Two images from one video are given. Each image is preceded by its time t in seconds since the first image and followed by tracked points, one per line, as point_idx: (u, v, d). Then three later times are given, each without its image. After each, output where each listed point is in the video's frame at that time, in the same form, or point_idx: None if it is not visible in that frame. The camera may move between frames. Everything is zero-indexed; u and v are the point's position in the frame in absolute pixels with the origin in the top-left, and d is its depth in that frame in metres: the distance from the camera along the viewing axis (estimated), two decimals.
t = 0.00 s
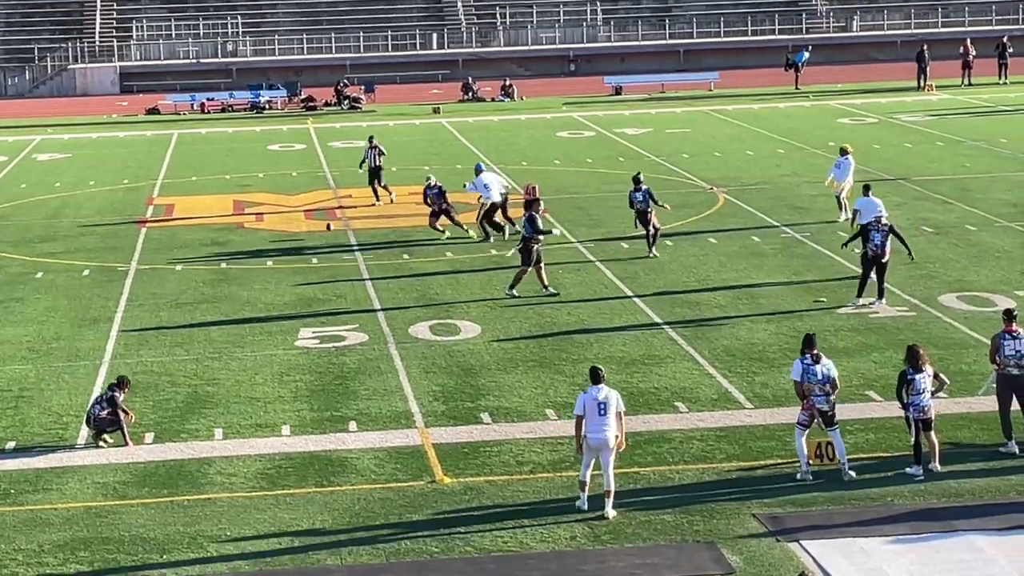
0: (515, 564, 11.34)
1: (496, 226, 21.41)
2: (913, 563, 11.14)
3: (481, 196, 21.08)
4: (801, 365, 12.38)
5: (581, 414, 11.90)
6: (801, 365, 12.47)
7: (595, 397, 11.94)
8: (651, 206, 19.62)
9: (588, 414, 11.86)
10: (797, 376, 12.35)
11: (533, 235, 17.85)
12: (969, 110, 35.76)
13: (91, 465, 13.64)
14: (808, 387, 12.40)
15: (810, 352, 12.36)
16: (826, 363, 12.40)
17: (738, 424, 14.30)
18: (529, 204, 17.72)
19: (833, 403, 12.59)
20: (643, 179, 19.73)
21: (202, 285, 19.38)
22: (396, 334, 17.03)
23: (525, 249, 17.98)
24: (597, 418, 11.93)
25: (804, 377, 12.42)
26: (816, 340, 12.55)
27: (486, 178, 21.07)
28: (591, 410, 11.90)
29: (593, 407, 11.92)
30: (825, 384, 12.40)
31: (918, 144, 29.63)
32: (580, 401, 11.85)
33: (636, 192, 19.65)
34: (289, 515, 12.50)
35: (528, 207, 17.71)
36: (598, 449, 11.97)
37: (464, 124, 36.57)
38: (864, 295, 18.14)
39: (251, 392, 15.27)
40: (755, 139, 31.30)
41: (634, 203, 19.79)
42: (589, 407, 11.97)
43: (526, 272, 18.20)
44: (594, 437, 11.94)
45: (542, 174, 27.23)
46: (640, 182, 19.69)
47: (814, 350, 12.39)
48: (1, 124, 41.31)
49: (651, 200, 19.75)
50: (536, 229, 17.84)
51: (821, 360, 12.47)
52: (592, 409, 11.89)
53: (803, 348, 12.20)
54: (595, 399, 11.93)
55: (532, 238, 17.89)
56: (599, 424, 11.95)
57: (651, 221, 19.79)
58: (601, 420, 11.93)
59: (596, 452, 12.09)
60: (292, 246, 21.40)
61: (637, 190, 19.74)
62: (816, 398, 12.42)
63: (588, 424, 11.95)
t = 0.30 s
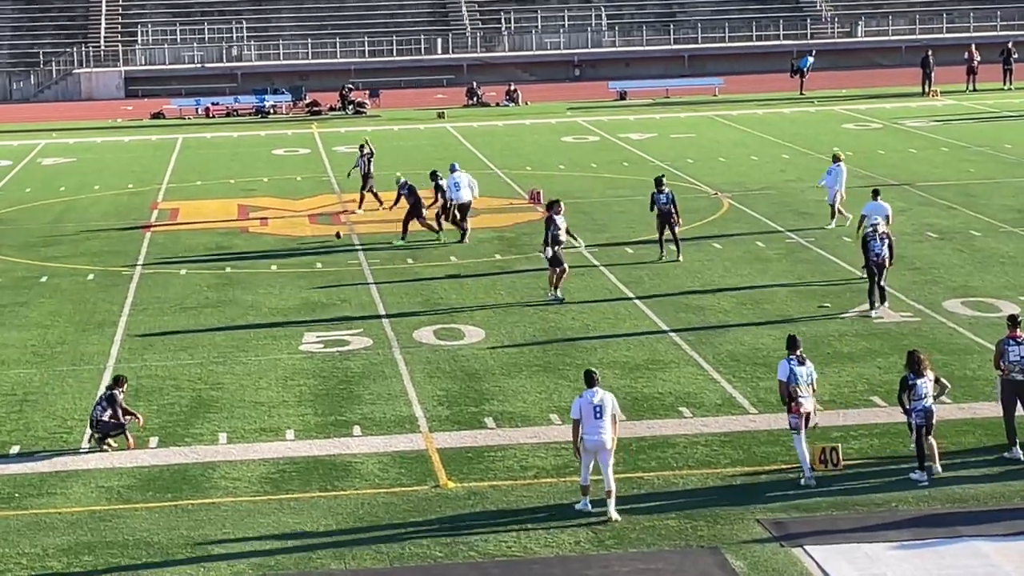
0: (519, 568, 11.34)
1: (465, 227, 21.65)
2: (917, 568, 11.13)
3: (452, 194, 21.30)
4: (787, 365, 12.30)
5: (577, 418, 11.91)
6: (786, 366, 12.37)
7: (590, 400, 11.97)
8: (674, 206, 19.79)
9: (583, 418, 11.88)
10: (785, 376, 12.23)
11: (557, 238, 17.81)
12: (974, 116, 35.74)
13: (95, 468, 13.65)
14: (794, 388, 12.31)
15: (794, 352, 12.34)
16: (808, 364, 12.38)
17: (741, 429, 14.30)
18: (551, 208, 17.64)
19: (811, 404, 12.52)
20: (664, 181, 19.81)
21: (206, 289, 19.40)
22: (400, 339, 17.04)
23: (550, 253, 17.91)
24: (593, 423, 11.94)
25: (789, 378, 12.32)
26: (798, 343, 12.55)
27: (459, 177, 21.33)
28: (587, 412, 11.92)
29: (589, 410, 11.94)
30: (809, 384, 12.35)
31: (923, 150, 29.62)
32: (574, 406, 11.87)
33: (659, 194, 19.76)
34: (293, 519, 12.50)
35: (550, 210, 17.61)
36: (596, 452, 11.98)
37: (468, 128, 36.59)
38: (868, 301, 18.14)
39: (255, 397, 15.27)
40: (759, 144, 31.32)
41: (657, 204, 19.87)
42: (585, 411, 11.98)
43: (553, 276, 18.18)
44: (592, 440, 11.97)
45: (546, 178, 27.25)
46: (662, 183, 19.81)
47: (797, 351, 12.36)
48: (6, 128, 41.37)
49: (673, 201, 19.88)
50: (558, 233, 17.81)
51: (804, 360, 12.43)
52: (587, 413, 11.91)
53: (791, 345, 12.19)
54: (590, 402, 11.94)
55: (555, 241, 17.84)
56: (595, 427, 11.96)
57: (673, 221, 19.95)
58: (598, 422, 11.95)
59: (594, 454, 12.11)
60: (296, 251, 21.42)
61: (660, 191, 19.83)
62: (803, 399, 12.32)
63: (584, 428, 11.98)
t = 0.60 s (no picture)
0: (529, 574, 11.33)
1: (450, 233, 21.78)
2: None
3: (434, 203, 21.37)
4: (775, 374, 12.37)
5: (578, 420, 12.06)
6: (774, 374, 12.44)
7: (591, 402, 12.12)
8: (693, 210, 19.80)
9: (584, 420, 12.03)
10: (772, 386, 12.32)
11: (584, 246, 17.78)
12: (985, 123, 35.69)
13: (105, 474, 13.66)
14: (782, 396, 12.43)
15: (784, 361, 12.41)
16: (796, 373, 12.48)
17: (751, 437, 14.28)
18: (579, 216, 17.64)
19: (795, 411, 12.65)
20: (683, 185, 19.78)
21: (217, 295, 19.41)
22: (410, 345, 17.05)
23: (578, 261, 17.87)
24: (593, 424, 12.09)
25: (777, 387, 12.41)
26: (786, 349, 12.60)
27: (440, 182, 21.27)
28: (588, 414, 12.07)
29: (590, 413, 12.09)
30: (795, 393, 12.47)
31: (934, 157, 29.58)
32: (576, 407, 12.01)
33: (676, 198, 19.76)
34: (302, 525, 12.51)
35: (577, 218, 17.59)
36: (595, 453, 12.14)
37: (478, 134, 36.60)
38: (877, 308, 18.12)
39: (265, 403, 15.28)
40: (769, 151, 31.30)
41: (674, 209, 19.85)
42: (585, 412, 12.13)
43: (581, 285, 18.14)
44: (591, 441, 12.12)
45: (556, 185, 27.25)
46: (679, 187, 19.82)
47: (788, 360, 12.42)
48: (17, 134, 41.45)
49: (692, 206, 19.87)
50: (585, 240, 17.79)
51: (792, 369, 12.51)
52: (588, 415, 12.06)
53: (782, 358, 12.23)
54: (591, 404, 12.10)
55: (582, 250, 17.85)
56: (595, 428, 12.12)
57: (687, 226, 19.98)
58: (598, 424, 12.10)
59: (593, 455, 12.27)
60: (306, 256, 21.43)
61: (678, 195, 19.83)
62: (789, 408, 12.45)
63: (584, 430, 12.13)
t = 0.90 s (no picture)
0: None
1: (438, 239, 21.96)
2: None
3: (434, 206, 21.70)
4: (770, 377, 12.52)
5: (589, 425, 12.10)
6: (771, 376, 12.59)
7: (603, 408, 12.18)
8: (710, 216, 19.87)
9: (596, 425, 12.08)
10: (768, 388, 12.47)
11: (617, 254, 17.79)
12: (1003, 132, 35.66)
13: (122, 481, 13.69)
14: (776, 398, 12.58)
15: (781, 364, 12.54)
16: (792, 376, 12.63)
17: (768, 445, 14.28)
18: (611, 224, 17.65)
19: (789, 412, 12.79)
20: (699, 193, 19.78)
21: (233, 302, 19.44)
22: (427, 353, 17.06)
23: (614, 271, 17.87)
24: (605, 430, 12.15)
25: (772, 389, 12.56)
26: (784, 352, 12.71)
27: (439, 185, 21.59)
28: (600, 420, 12.12)
29: (602, 419, 12.14)
30: (789, 395, 12.64)
31: (952, 166, 29.55)
32: (589, 412, 12.06)
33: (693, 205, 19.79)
34: (319, 532, 12.52)
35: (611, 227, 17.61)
36: (605, 459, 12.19)
37: (496, 142, 36.66)
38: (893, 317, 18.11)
39: (282, 410, 15.30)
40: (786, 160, 31.28)
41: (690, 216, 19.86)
42: (596, 418, 12.19)
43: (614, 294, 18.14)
44: (602, 447, 12.16)
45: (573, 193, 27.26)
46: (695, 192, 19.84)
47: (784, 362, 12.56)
48: (36, 141, 41.59)
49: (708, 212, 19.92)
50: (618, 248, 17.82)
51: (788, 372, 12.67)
52: (600, 421, 12.11)
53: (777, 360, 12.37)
54: (602, 410, 12.16)
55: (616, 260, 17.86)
56: (606, 435, 12.17)
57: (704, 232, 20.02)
58: (609, 431, 12.16)
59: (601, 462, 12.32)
60: (322, 264, 21.46)
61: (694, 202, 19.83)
62: (780, 409, 12.60)
63: (595, 436, 12.17)
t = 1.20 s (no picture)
0: None
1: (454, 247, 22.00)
2: None
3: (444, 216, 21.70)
4: (768, 384, 12.55)
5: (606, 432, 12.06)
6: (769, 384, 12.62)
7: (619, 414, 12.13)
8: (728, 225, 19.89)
9: (612, 432, 12.04)
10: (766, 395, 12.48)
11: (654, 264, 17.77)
12: None
13: (145, 488, 13.71)
14: (774, 406, 12.63)
15: (778, 371, 12.57)
16: (790, 385, 12.69)
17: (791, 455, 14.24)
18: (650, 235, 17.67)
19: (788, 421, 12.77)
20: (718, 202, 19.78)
21: (255, 310, 19.45)
22: (449, 361, 17.05)
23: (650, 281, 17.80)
24: (620, 436, 12.11)
25: (770, 397, 12.57)
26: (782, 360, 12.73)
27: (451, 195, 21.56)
28: (616, 426, 12.08)
29: (618, 425, 12.10)
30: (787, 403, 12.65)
31: (975, 175, 29.45)
32: (606, 419, 12.00)
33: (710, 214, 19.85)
34: (340, 540, 12.50)
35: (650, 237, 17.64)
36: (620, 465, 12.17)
37: (518, 151, 36.68)
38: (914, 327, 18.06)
39: (304, 418, 15.31)
40: (809, 169, 31.23)
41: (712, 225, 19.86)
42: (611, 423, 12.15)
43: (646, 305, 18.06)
44: (617, 453, 12.15)
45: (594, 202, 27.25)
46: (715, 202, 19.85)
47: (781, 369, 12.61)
48: (59, 149, 41.78)
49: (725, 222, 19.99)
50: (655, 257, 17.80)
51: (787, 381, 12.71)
52: (616, 427, 12.07)
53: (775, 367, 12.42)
54: (619, 416, 12.11)
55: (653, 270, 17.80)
56: (621, 441, 12.15)
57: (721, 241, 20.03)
58: (625, 437, 12.13)
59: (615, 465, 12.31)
60: (343, 272, 21.47)
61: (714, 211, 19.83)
62: (778, 417, 12.62)
63: (610, 442, 12.14)
